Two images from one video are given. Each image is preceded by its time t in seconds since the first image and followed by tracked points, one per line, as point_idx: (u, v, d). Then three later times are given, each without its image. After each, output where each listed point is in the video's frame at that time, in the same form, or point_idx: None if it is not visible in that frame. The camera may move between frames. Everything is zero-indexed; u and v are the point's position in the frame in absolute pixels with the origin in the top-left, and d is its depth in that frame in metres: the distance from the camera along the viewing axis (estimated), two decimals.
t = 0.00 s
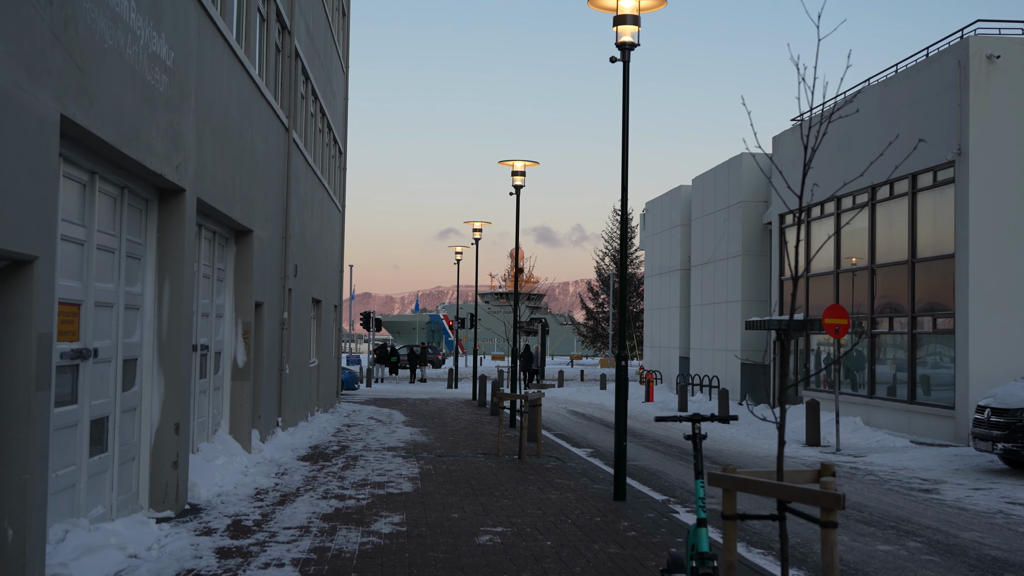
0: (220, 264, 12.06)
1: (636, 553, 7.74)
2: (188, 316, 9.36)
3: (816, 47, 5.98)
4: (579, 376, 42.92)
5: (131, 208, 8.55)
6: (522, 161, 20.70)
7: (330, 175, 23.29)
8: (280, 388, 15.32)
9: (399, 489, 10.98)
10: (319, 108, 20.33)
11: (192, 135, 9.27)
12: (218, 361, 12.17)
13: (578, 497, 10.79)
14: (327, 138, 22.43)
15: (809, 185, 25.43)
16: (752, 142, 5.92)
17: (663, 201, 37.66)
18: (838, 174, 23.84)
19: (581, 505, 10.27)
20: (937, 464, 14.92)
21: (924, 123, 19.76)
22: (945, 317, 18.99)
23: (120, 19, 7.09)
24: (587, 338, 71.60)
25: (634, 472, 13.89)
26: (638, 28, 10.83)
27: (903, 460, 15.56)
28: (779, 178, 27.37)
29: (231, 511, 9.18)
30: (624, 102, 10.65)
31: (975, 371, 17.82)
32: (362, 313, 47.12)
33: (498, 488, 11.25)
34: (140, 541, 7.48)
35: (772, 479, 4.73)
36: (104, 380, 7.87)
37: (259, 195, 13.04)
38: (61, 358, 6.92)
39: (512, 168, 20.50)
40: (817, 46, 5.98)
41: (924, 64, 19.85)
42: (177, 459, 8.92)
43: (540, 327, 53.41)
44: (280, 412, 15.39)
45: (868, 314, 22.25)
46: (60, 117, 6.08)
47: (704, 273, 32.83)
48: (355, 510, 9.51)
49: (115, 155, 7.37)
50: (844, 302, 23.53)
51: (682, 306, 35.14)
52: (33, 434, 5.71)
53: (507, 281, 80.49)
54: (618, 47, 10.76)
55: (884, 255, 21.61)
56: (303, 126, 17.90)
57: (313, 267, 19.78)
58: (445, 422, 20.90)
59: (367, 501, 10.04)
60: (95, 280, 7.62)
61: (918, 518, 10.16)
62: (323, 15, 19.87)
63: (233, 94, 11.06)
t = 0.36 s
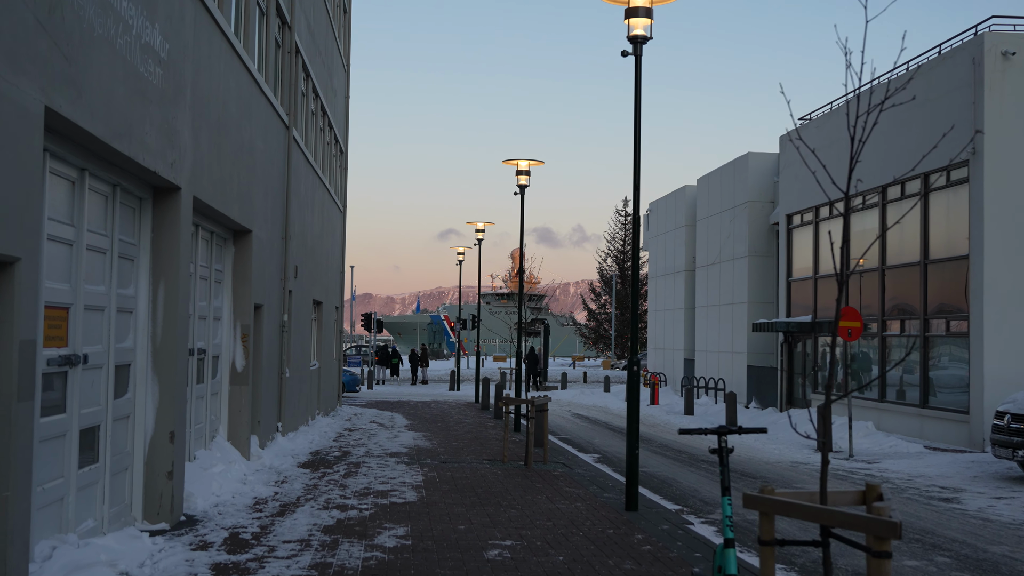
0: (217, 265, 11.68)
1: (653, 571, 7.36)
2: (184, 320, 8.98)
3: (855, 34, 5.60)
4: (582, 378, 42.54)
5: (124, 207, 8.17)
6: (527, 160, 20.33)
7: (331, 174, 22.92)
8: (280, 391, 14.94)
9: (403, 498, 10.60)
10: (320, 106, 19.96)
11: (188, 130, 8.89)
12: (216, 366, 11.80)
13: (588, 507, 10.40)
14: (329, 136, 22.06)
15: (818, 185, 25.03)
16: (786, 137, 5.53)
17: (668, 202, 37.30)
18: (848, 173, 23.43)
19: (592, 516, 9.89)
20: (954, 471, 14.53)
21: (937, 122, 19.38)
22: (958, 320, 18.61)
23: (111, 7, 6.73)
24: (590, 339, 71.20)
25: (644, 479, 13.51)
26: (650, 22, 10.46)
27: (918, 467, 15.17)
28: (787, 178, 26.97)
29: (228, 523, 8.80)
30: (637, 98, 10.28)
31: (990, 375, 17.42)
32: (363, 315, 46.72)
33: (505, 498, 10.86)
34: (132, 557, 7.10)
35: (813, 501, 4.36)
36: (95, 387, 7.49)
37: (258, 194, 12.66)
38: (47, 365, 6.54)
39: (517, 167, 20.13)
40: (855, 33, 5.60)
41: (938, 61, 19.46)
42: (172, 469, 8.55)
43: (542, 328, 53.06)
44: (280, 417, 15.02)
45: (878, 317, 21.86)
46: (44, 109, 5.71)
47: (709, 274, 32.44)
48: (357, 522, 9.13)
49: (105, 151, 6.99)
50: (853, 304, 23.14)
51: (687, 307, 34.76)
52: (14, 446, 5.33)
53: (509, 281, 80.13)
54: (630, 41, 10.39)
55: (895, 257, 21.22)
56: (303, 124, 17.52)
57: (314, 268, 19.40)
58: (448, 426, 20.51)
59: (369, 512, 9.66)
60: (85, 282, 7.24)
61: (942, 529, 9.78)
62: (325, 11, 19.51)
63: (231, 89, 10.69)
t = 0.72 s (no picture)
0: (214, 259, 11.32)
1: None
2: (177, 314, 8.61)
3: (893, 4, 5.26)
4: (587, 377, 42.18)
5: (114, 195, 7.80)
6: (532, 155, 19.96)
7: (333, 170, 22.57)
8: (279, 390, 14.56)
9: (407, 500, 10.21)
10: (322, 99, 19.60)
11: (181, 116, 8.52)
12: (212, 363, 11.43)
13: (598, 509, 10.02)
14: (331, 131, 21.72)
15: (828, 181, 24.61)
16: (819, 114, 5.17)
17: (673, 200, 36.93)
18: (859, 169, 23.01)
19: (602, 519, 9.51)
20: (972, 472, 14.14)
21: (951, 116, 18.99)
22: (973, 317, 18.21)
23: None
24: (594, 339, 70.85)
25: (654, 480, 13.14)
26: (662, 6, 10.09)
27: (935, 467, 14.79)
28: (795, 174, 26.56)
29: (223, 526, 8.43)
30: (649, 85, 9.90)
31: (1007, 374, 17.01)
32: (366, 314, 46.34)
33: (511, 499, 10.49)
34: (120, 562, 6.72)
35: (854, 505, 4.01)
36: (81, 384, 7.12)
37: (257, 186, 12.29)
38: (28, 360, 6.15)
39: (522, 161, 19.75)
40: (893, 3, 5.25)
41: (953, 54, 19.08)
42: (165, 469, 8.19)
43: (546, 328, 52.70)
44: (279, 416, 14.65)
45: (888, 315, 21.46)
46: (21, 84, 5.33)
47: (715, 272, 32.06)
48: (358, 525, 8.75)
49: (92, 133, 6.62)
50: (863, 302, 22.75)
51: (693, 306, 34.39)
52: None
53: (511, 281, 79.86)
54: (642, 26, 10.01)
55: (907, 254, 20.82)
56: (304, 117, 17.16)
57: (315, 264, 19.04)
58: (452, 425, 20.15)
59: (371, 514, 9.28)
60: (70, 273, 6.86)
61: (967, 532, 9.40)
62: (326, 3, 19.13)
63: (228, 76, 10.32)
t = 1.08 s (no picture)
0: (213, 258, 10.96)
1: None
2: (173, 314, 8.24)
3: None
4: (593, 378, 41.76)
5: (104, 189, 7.44)
6: (540, 152, 19.56)
7: (337, 167, 22.21)
8: (281, 392, 14.21)
9: (412, 507, 9.83)
10: (325, 94, 19.22)
11: (177, 107, 8.15)
12: (211, 365, 11.07)
13: (611, 517, 9.63)
14: (334, 127, 21.36)
15: (840, 178, 24.17)
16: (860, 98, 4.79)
17: (681, 198, 36.52)
18: (872, 166, 22.58)
19: (616, 528, 9.13)
20: (994, 477, 13.71)
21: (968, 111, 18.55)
22: (991, 318, 17.77)
23: None
24: (599, 339, 70.39)
25: (666, 485, 12.76)
26: None
27: (955, 472, 14.37)
28: (806, 171, 26.11)
29: (220, 536, 8.05)
30: (664, 76, 9.51)
31: None
32: (371, 313, 45.96)
33: (521, 506, 10.11)
34: None
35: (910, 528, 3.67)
36: (70, 388, 6.75)
37: (257, 183, 11.93)
38: (11, 362, 5.79)
39: (529, 158, 19.36)
40: None
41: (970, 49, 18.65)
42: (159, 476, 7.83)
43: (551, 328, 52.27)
44: (281, 418, 14.29)
45: (902, 315, 21.03)
46: None
47: (724, 272, 31.64)
48: (362, 534, 8.37)
49: (79, 123, 6.25)
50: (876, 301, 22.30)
51: (701, 306, 33.97)
52: None
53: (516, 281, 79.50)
54: (657, 14, 9.62)
55: (922, 253, 20.39)
56: (307, 113, 16.81)
57: (318, 263, 18.67)
58: (459, 427, 19.77)
59: (375, 523, 8.91)
60: (57, 270, 6.50)
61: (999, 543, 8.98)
62: None
63: (227, 67, 9.96)
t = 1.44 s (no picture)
0: (210, 255, 10.57)
1: None
2: (167, 313, 7.85)
3: None
4: (598, 378, 41.34)
5: (94, 181, 7.05)
6: (547, 148, 19.17)
7: (340, 163, 21.82)
8: (282, 394, 13.83)
9: (418, 515, 9.43)
10: (328, 89, 18.84)
11: (172, 96, 7.76)
12: (209, 366, 10.67)
13: (625, 526, 9.23)
14: (337, 123, 20.97)
15: (851, 175, 23.75)
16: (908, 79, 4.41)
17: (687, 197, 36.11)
18: (885, 162, 22.14)
19: (631, 537, 8.74)
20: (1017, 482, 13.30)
21: (986, 106, 18.15)
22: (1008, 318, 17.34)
23: None
24: (603, 338, 69.95)
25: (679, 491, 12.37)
26: None
27: (975, 477, 13.96)
28: (816, 169, 25.67)
29: (217, 546, 7.66)
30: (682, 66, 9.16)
31: None
32: (373, 313, 45.54)
33: (531, 514, 9.71)
34: None
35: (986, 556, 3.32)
36: (57, 392, 6.37)
37: (257, 177, 11.54)
38: None
39: (536, 155, 18.98)
40: None
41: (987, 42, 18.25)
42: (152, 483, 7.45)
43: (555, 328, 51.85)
44: (282, 421, 13.91)
45: (916, 315, 20.60)
46: None
47: (732, 271, 31.22)
48: (365, 545, 7.98)
49: (65, 109, 5.87)
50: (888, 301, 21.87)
51: (708, 305, 33.55)
52: None
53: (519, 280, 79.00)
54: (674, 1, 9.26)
55: (936, 251, 19.97)
56: (309, 108, 16.42)
57: (321, 261, 18.29)
58: (464, 429, 19.38)
59: (380, 532, 8.51)
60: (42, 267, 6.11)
61: None
62: None
63: (226, 56, 9.58)
